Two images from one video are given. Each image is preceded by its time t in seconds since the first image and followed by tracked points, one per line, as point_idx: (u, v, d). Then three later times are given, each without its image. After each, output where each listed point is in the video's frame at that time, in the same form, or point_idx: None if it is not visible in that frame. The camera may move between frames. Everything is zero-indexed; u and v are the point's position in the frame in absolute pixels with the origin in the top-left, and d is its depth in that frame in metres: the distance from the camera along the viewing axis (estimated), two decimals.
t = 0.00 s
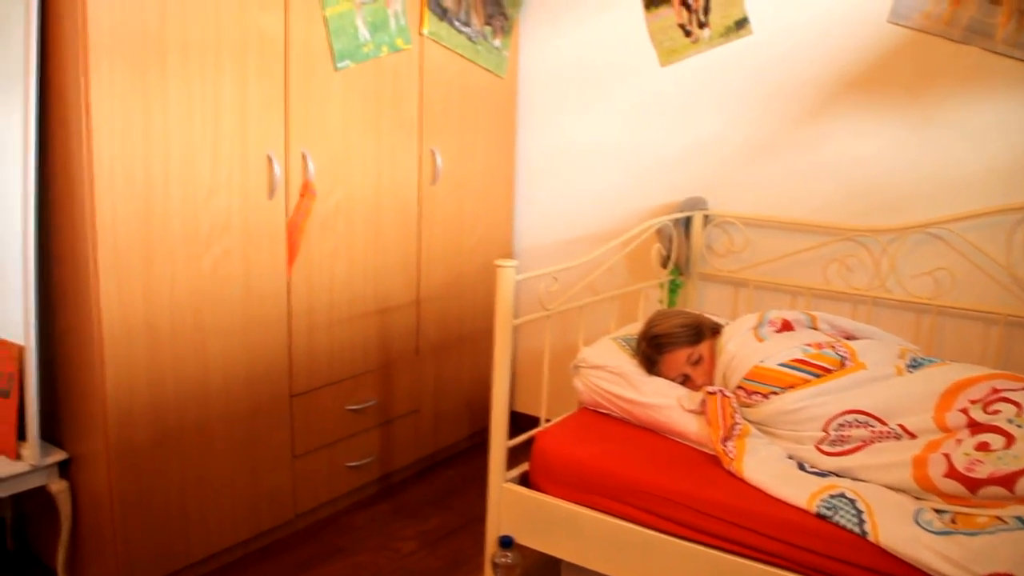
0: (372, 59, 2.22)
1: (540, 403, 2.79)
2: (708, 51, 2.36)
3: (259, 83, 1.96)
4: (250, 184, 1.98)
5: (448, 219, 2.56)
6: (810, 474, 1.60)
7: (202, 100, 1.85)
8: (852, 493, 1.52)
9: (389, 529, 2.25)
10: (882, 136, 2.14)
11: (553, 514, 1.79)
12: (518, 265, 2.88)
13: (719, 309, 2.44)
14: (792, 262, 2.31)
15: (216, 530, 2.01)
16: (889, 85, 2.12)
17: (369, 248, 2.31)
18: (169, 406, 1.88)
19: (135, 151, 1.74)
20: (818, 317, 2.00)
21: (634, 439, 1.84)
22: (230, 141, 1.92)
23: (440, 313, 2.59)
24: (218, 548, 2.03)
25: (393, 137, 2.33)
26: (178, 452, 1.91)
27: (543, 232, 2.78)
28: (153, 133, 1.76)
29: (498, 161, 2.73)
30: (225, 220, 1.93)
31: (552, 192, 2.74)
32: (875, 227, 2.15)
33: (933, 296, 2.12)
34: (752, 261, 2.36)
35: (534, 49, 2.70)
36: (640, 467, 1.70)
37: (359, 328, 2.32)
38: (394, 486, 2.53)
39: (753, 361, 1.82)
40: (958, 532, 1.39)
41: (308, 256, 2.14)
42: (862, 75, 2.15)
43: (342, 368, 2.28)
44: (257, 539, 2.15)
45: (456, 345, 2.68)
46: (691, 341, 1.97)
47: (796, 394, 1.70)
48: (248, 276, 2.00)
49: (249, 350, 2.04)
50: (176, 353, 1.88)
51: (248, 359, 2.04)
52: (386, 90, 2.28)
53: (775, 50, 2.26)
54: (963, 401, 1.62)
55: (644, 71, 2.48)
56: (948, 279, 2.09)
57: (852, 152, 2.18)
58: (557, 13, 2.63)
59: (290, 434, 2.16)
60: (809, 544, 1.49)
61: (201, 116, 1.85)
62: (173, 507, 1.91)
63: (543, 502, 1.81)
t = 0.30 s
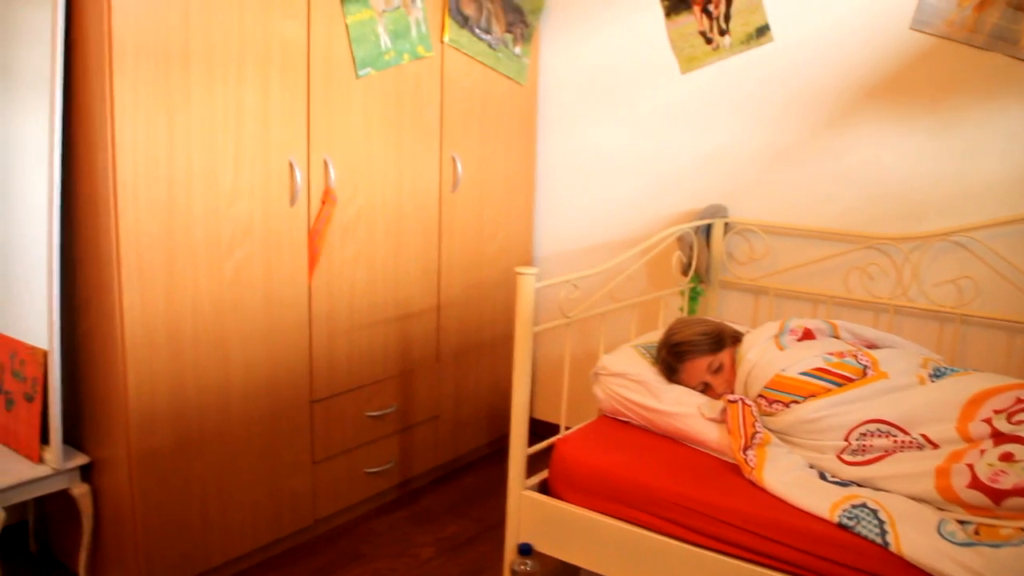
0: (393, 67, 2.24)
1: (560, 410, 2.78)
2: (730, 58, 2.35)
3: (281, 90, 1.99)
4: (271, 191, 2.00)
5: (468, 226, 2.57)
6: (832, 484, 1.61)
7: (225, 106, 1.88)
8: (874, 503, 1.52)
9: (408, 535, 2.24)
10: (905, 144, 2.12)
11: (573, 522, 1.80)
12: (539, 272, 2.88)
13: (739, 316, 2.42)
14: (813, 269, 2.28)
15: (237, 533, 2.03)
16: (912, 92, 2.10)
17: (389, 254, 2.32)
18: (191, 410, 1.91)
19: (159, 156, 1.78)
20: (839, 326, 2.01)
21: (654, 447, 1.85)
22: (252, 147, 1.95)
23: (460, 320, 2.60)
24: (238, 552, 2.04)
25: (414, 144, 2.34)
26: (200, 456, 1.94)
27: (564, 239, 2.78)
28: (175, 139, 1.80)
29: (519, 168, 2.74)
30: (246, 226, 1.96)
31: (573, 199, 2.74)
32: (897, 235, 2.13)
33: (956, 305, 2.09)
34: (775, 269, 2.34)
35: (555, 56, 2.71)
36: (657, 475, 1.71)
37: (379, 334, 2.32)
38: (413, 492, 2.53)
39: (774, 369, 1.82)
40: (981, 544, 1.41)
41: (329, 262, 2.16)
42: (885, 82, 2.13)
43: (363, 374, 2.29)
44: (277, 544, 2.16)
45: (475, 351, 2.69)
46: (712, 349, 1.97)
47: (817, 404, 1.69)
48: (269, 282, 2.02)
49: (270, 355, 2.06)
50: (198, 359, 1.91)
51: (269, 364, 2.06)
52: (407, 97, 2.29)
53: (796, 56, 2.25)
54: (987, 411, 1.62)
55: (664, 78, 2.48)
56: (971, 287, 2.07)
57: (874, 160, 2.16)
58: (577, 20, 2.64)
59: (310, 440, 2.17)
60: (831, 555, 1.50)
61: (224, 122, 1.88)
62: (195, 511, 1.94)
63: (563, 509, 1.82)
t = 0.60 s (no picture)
0: (416, 73, 2.25)
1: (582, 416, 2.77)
2: (752, 63, 2.34)
3: (304, 97, 2.01)
4: (294, 197, 2.02)
5: (491, 233, 2.58)
6: (855, 492, 1.60)
7: (249, 114, 1.91)
8: (897, 512, 1.52)
9: (429, 541, 2.24)
10: (930, 149, 2.09)
11: (595, 528, 1.82)
12: (562, 279, 2.88)
13: (761, 324, 2.39)
14: (836, 276, 2.26)
15: (258, 537, 2.05)
16: (937, 97, 2.08)
17: (411, 260, 2.33)
18: (215, 414, 1.93)
19: (183, 162, 1.81)
20: (862, 333, 2.01)
21: (676, 455, 1.87)
22: (276, 154, 1.97)
23: (482, 326, 2.61)
24: (259, 555, 2.06)
25: (436, 151, 2.36)
26: (222, 459, 1.96)
27: (586, 246, 2.78)
28: (200, 146, 1.83)
29: (541, 175, 2.74)
30: (270, 231, 1.98)
31: (595, 205, 2.74)
32: (922, 241, 2.10)
33: (981, 312, 2.06)
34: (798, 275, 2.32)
35: (577, 63, 2.72)
36: (681, 483, 1.72)
37: (401, 339, 2.34)
38: (435, 497, 2.53)
39: (797, 376, 1.83)
40: (1008, 555, 1.41)
41: (351, 268, 2.17)
42: (910, 87, 2.11)
43: (384, 380, 2.30)
44: (298, 549, 2.17)
45: (497, 357, 2.69)
46: (734, 356, 1.97)
47: (840, 411, 1.71)
48: (292, 287, 2.05)
49: (293, 360, 2.08)
50: (220, 363, 1.93)
51: (291, 368, 2.08)
52: (429, 104, 2.31)
53: (819, 61, 2.23)
54: (1014, 419, 1.60)
55: (685, 84, 2.47)
56: (996, 294, 2.04)
57: (899, 166, 2.14)
58: (600, 27, 2.64)
59: (332, 444, 2.18)
60: (852, 562, 1.50)
61: (248, 129, 1.91)
62: (217, 514, 1.96)
63: (583, 514, 1.84)
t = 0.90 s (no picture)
0: (442, 76, 2.25)
1: (605, 420, 2.76)
2: (778, 67, 2.33)
3: (332, 100, 2.01)
4: (321, 200, 2.02)
5: (516, 236, 2.58)
6: (882, 498, 1.60)
7: (277, 116, 1.91)
8: (926, 519, 1.51)
9: (452, 544, 2.24)
10: (959, 153, 2.08)
11: (620, 532, 1.81)
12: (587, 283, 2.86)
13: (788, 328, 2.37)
14: (863, 281, 2.24)
15: (283, 538, 2.05)
16: (967, 101, 2.06)
17: (436, 263, 2.33)
18: (241, 416, 1.94)
19: (211, 164, 1.81)
20: (890, 337, 2.00)
21: (701, 459, 1.86)
22: (303, 157, 1.97)
23: (507, 330, 2.60)
24: (283, 557, 2.06)
25: (461, 154, 2.35)
26: (248, 461, 1.96)
27: (610, 249, 2.77)
28: (228, 148, 1.84)
29: (566, 179, 2.73)
30: (296, 234, 1.98)
31: (619, 209, 2.73)
32: (950, 246, 2.08)
33: (1012, 317, 2.04)
34: (824, 279, 2.30)
35: (602, 66, 2.71)
36: (709, 489, 1.72)
37: (427, 342, 2.33)
38: (458, 500, 2.52)
39: (824, 382, 1.84)
40: None
41: (377, 271, 2.17)
42: (940, 91, 2.09)
43: (409, 383, 2.29)
44: (323, 551, 2.17)
45: (522, 360, 2.68)
46: (761, 361, 1.97)
47: (868, 416, 1.71)
48: (318, 290, 2.05)
49: (320, 362, 2.08)
50: (247, 364, 1.94)
51: (318, 371, 2.08)
52: (455, 107, 2.31)
53: (847, 64, 2.22)
54: None
55: (710, 87, 2.47)
56: None
57: (927, 170, 2.13)
58: (624, 30, 2.64)
59: (358, 447, 2.18)
60: (881, 570, 1.50)
61: (275, 132, 1.92)
62: (243, 515, 1.96)
63: (608, 517, 1.84)
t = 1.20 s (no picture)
0: (462, 81, 2.25)
1: (625, 425, 2.75)
2: (800, 71, 2.32)
3: (353, 105, 2.02)
4: (343, 204, 2.03)
5: (537, 241, 2.57)
6: (904, 505, 1.59)
7: (299, 121, 1.92)
8: (949, 526, 1.51)
9: (471, 547, 2.24)
10: (983, 158, 2.06)
11: (639, 537, 1.81)
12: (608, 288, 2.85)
13: (808, 333, 2.36)
14: (884, 286, 2.23)
15: (304, 541, 2.05)
16: (991, 105, 2.04)
17: (456, 268, 2.33)
18: (262, 419, 1.94)
19: (233, 168, 1.82)
20: (912, 343, 1.98)
21: (722, 465, 1.86)
22: (325, 161, 1.98)
23: (527, 334, 2.60)
24: (304, 560, 2.06)
25: (481, 158, 2.35)
26: (268, 463, 1.97)
27: (630, 254, 2.76)
28: (250, 153, 1.84)
29: (587, 183, 2.72)
30: (317, 238, 1.99)
31: (639, 213, 2.72)
32: (974, 251, 2.06)
33: None
34: (845, 285, 2.29)
35: (622, 70, 2.71)
36: (731, 495, 1.71)
37: (447, 345, 2.34)
38: (478, 504, 2.52)
39: (845, 388, 1.83)
40: None
41: (397, 275, 2.18)
42: (964, 95, 2.07)
43: (429, 387, 2.30)
44: (343, 553, 2.17)
45: (542, 365, 2.67)
46: (782, 367, 1.96)
47: (890, 423, 1.70)
48: (338, 293, 2.05)
49: (340, 366, 2.08)
50: (268, 367, 1.94)
51: (339, 375, 2.08)
52: (476, 111, 2.31)
53: (870, 68, 2.20)
54: None
55: (729, 91, 2.46)
56: None
57: (950, 175, 2.11)
58: (645, 34, 2.64)
59: (378, 450, 2.19)
60: None
61: (297, 136, 1.92)
62: (262, 517, 1.97)
63: (628, 522, 1.84)
